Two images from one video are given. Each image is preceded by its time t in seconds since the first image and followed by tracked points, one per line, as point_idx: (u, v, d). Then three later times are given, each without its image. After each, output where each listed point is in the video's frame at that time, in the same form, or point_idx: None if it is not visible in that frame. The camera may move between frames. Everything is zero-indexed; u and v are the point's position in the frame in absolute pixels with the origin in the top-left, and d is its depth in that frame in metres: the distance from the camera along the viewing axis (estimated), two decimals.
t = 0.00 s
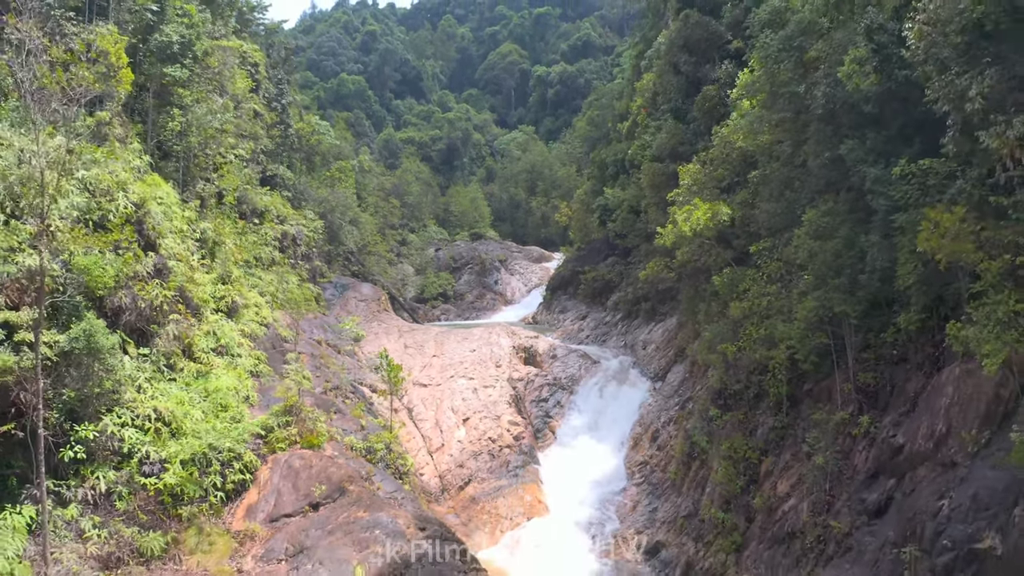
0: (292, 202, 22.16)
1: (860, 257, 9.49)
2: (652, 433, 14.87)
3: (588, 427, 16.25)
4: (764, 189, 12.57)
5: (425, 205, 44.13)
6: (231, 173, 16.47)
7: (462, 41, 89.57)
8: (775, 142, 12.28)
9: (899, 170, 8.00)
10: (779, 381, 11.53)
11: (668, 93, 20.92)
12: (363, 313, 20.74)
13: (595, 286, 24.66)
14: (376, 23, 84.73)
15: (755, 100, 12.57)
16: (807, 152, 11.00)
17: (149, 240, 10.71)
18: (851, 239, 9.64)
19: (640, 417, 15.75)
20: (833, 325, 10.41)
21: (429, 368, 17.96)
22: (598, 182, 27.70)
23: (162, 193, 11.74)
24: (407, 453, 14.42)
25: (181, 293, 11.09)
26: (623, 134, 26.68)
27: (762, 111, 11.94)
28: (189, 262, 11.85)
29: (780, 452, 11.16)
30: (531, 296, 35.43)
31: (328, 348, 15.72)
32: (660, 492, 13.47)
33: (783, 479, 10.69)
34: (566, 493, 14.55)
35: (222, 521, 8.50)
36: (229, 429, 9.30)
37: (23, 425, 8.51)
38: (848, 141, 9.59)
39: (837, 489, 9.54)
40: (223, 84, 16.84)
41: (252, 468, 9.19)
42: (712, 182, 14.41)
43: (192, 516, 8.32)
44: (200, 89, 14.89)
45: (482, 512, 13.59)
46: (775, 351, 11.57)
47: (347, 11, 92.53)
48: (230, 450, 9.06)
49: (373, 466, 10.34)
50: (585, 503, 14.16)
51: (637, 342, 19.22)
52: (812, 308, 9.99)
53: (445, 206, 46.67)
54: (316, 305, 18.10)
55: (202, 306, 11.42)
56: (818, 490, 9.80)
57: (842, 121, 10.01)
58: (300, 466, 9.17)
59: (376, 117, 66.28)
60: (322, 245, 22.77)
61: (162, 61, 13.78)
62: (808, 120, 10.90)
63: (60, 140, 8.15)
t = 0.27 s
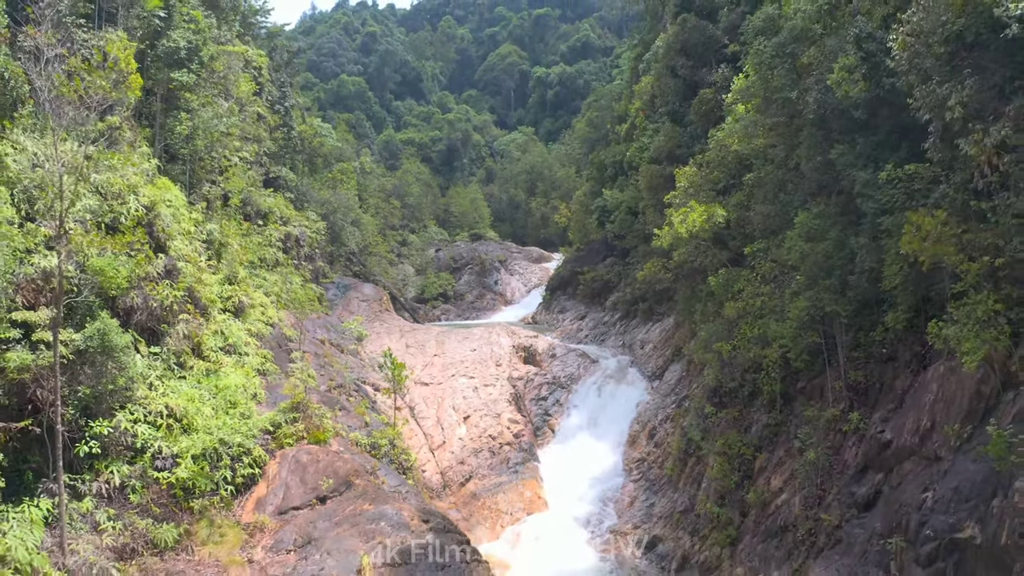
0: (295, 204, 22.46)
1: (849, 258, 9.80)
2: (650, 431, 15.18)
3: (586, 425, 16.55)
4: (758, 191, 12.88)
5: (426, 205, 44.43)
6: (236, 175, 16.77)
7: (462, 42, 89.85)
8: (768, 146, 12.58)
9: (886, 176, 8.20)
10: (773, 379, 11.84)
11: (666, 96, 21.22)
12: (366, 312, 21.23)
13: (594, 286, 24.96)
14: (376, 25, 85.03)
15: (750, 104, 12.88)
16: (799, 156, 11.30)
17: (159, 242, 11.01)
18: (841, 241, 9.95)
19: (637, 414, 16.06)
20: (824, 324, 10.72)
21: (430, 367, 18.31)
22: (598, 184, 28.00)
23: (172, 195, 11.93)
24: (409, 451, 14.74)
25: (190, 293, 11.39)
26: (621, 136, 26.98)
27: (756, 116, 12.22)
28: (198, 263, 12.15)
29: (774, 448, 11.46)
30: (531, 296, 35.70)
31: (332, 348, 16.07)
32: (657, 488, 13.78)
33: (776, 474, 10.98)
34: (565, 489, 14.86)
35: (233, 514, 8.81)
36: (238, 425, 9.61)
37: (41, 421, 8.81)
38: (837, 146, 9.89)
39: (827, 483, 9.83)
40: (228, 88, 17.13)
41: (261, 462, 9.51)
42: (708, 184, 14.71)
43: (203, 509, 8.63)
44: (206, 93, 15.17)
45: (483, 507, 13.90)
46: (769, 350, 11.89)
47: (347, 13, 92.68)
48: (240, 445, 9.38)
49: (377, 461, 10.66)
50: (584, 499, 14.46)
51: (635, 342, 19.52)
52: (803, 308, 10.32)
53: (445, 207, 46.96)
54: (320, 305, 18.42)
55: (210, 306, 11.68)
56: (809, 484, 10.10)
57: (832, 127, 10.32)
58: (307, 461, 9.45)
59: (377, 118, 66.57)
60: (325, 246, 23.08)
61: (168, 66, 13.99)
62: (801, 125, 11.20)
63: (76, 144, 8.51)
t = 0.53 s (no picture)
0: (297, 205, 22.76)
1: (840, 259, 10.10)
2: (647, 428, 15.49)
3: (585, 422, 16.84)
4: (752, 194, 13.18)
5: (426, 206, 44.70)
6: (241, 178, 17.06)
7: (462, 43, 90.17)
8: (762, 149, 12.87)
9: (873, 180, 8.52)
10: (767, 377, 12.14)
11: (663, 99, 21.52)
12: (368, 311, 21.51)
13: (592, 287, 25.26)
14: (375, 26, 85.32)
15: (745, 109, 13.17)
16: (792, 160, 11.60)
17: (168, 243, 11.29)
18: (832, 243, 10.26)
19: (635, 412, 16.36)
20: (816, 324, 11.03)
21: (432, 366, 18.65)
22: (596, 185, 28.29)
23: (180, 198, 12.15)
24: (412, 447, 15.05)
25: (199, 293, 11.67)
26: (620, 137, 27.27)
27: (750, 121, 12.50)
28: (205, 264, 12.44)
29: (768, 444, 11.75)
30: (530, 296, 35.98)
31: (336, 347, 16.39)
32: (654, 484, 14.07)
33: (770, 470, 11.28)
34: (564, 485, 15.15)
35: (242, 507, 9.10)
36: (246, 421, 9.91)
37: (57, 417, 9.04)
38: (828, 150, 10.18)
39: (819, 477, 10.12)
40: (232, 92, 17.41)
41: (269, 457, 9.81)
42: (705, 187, 15.01)
43: (214, 502, 8.94)
44: (212, 98, 15.45)
45: (483, 502, 14.20)
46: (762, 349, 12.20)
47: (347, 14, 92.95)
48: (249, 441, 9.68)
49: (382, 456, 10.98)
50: (583, 495, 14.75)
51: (633, 341, 19.82)
52: (795, 307, 10.63)
53: (445, 208, 47.22)
54: (323, 305, 18.73)
55: (217, 306, 11.95)
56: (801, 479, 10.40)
57: (824, 131, 10.61)
58: (315, 456, 9.74)
59: (377, 119, 66.85)
60: (327, 247, 23.36)
61: (175, 70, 14.18)
62: (793, 130, 11.50)
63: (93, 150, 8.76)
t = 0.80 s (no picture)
0: (301, 207, 23.11)
1: (829, 261, 10.47)
2: (644, 425, 15.85)
3: (584, 420, 17.20)
4: (745, 197, 13.55)
5: (427, 207, 45.03)
6: (247, 180, 17.41)
7: (462, 44, 90.55)
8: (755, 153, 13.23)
9: (859, 185, 8.89)
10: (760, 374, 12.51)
11: (661, 102, 21.88)
12: (370, 311, 21.91)
13: (591, 287, 25.62)
14: (375, 27, 85.66)
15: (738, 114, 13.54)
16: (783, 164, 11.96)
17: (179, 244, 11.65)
18: (821, 245, 10.62)
19: (633, 410, 16.73)
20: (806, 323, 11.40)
21: (433, 364, 19.02)
22: (595, 186, 28.65)
23: (190, 201, 12.49)
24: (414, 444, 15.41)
25: (208, 293, 12.02)
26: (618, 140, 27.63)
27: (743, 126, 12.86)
28: (214, 266, 12.79)
29: (761, 440, 12.11)
30: (530, 296, 36.32)
31: (339, 346, 16.76)
32: (651, 479, 14.43)
33: (762, 464, 11.63)
34: (563, 481, 15.51)
35: (253, 499, 9.45)
36: (256, 417, 10.27)
37: (74, 413, 9.35)
38: (818, 155, 10.54)
39: (809, 472, 10.48)
40: (238, 96, 17.76)
41: (279, 452, 10.18)
42: (700, 190, 15.37)
43: (226, 494, 9.30)
44: (219, 102, 15.79)
45: (484, 497, 14.56)
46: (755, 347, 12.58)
47: (347, 15, 93.27)
48: (259, 435, 10.05)
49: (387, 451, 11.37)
50: (581, 490, 15.11)
51: (630, 340, 20.19)
52: (786, 307, 11.00)
53: (445, 209, 47.54)
54: (327, 305, 19.09)
55: (226, 306, 12.29)
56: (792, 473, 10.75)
57: (814, 137, 10.97)
58: (322, 450, 10.15)
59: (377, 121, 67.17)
60: (330, 248, 23.71)
61: (183, 76, 14.58)
62: (785, 135, 11.86)
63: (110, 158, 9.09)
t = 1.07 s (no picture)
0: (303, 208, 23.43)
1: (821, 261, 10.77)
2: (642, 422, 16.17)
3: (583, 418, 17.51)
4: (740, 199, 13.86)
5: (427, 208, 45.32)
6: (251, 182, 17.72)
7: (462, 45, 90.82)
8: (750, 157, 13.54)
9: (848, 188, 9.20)
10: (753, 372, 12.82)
11: (658, 105, 22.19)
12: (372, 311, 22.23)
13: (590, 287, 25.94)
14: (375, 28, 85.94)
15: (733, 119, 13.84)
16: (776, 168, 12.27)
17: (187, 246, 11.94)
18: (812, 246, 10.93)
19: (631, 408, 17.05)
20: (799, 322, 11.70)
21: (434, 363, 19.33)
22: (594, 188, 28.97)
23: (199, 204, 12.76)
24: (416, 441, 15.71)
25: (216, 294, 12.31)
26: (616, 141, 27.93)
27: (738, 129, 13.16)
28: (221, 266, 13.08)
29: (755, 437, 12.41)
30: (529, 296, 36.61)
31: (342, 345, 17.08)
32: (648, 475, 14.74)
33: (756, 460, 11.94)
34: (562, 478, 15.81)
35: (262, 493, 9.77)
36: (264, 413, 10.59)
37: (88, 409, 9.54)
38: (809, 159, 10.85)
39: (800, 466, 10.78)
40: (242, 100, 18.05)
41: (286, 447, 10.50)
42: (697, 191, 15.68)
43: (236, 488, 9.61)
44: (224, 106, 16.08)
45: (485, 493, 14.86)
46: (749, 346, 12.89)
47: (347, 16, 93.55)
48: (267, 431, 10.37)
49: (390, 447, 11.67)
50: (580, 486, 15.42)
51: (628, 340, 20.50)
52: (778, 306, 11.32)
53: (445, 209, 47.83)
54: (329, 305, 19.40)
55: (233, 305, 12.59)
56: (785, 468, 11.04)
57: (806, 141, 11.27)
58: (329, 445, 10.43)
59: (377, 121, 67.42)
60: (332, 248, 24.00)
61: (190, 81, 14.89)
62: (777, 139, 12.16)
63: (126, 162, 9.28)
